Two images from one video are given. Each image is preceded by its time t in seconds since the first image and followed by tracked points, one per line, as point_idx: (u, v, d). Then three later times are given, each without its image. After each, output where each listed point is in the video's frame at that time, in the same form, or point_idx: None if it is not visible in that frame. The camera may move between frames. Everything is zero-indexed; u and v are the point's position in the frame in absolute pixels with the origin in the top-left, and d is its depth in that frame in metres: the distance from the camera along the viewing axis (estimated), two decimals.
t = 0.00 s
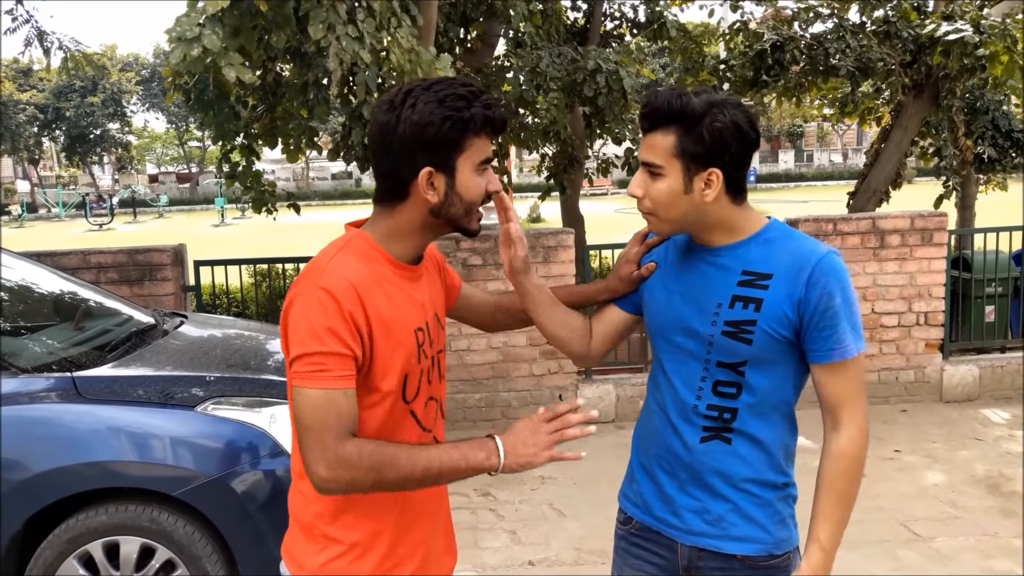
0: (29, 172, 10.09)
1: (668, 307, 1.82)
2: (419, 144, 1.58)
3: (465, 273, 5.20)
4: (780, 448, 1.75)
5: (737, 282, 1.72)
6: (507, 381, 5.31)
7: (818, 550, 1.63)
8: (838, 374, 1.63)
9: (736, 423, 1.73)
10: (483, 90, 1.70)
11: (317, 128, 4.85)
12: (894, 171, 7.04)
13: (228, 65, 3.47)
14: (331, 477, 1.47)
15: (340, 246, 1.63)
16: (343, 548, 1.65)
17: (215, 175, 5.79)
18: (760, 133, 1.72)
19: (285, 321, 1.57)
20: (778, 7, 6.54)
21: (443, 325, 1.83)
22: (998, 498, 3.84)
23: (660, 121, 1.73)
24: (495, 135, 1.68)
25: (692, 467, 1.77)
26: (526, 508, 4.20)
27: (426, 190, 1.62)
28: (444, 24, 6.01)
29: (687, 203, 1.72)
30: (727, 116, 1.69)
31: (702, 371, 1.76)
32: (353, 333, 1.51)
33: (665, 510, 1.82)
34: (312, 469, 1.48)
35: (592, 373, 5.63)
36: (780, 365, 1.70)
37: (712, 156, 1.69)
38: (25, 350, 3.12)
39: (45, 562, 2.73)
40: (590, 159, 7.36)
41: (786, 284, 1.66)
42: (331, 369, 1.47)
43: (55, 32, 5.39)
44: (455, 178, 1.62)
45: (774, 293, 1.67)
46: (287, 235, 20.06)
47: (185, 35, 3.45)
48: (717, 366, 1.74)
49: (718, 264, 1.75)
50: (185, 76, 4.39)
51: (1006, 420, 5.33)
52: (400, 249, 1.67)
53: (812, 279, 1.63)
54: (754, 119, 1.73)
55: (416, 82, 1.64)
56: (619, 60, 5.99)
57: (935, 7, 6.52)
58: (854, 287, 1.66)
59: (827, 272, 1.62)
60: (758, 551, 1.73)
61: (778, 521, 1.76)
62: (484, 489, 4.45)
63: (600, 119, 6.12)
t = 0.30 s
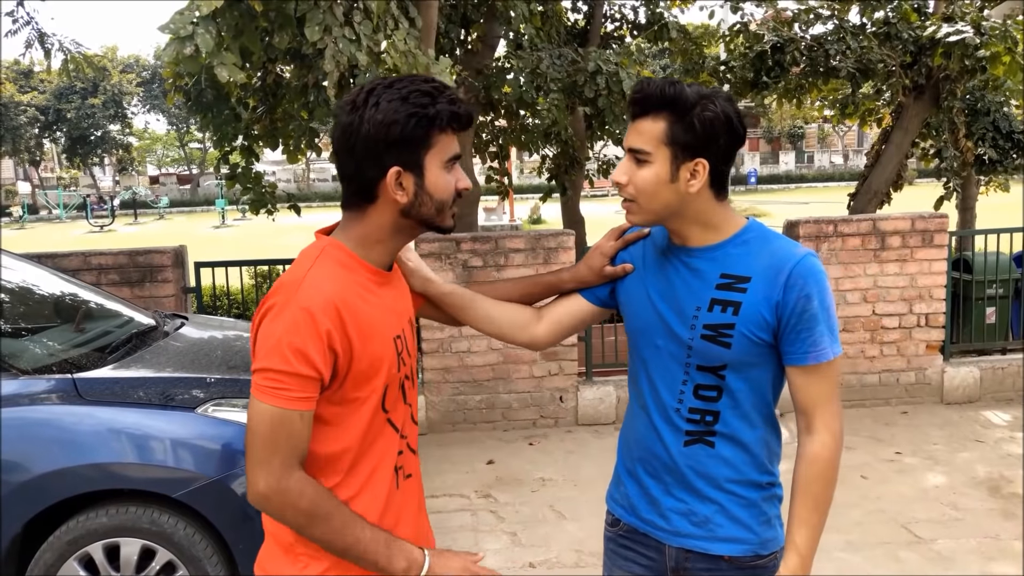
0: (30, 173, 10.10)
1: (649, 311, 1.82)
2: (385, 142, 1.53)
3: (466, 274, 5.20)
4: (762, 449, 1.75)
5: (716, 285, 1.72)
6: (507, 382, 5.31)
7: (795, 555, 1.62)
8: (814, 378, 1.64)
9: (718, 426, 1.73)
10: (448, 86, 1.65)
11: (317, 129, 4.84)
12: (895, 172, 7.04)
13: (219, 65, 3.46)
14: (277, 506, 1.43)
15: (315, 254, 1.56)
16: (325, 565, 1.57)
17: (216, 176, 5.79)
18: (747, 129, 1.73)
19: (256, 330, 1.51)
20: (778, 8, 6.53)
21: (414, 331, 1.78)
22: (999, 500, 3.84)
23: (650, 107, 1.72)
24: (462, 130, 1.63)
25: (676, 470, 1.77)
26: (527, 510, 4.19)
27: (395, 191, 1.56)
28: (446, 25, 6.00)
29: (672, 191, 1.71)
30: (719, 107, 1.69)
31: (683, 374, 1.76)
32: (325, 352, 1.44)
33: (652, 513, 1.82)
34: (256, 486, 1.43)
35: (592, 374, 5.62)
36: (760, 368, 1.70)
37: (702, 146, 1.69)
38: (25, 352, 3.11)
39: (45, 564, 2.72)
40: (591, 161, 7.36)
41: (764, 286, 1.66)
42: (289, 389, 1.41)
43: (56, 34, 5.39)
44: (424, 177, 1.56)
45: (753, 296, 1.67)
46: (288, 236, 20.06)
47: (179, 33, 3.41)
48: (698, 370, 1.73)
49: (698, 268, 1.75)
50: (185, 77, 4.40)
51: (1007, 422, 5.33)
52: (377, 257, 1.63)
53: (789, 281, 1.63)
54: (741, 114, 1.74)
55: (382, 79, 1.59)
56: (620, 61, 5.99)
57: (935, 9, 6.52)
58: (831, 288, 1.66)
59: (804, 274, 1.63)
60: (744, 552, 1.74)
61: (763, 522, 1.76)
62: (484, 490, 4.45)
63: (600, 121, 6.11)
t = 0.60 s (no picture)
0: (32, 176, 10.13)
1: (643, 313, 1.83)
2: (362, 145, 1.53)
3: (468, 277, 5.21)
4: (756, 450, 1.75)
5: (706, 287, 1.72)
6: (509, 384, 5.31)
7: (783, 550, 1.61)
8: (806, 376, 1.64)
9: (712, 428, 1.73)
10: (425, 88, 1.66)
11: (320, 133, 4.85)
12: (897, 174, 7.03)
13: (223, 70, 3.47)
14: (271, 523, 1.44)
15: (298, 261, 1.56)
16: None
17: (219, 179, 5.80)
18: (733, 130, 1.73)
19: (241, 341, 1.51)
20: (780, 10, 6.53)
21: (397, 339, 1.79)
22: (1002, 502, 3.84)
23: (636, 113, 1.72)
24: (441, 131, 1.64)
25: (671, 473, 1.77)
26: (529, 512, 4.19)
27: (373, 194, 1.57)
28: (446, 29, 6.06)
29: (661, 196, 1.71)
30: (704, 110, 1.70)
31: (676, 377, 1.76)
32: (313, 362, 1.45)
33: (647, 516, 1.81)
34: (249, 500, 1.43)
35: (594, 376, 5.62)
36: (752, 370, 1.70)
37: (688, 150, 1.70)
38: (27, 354, 3.12)
39: (47, 566, 2.73)
40: (592, 163, 7.37)
41: (755, 286, 1.66)
42: (280, 402, 1.41)
43: (59, 38, 5.40)
44: (401, 180, 1.57)
45: (743, 298, 1.67)
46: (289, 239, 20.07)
47: (182, 38, 3.38)
48: (691, 372, 1.73)
49: (689, 271, 1.75)
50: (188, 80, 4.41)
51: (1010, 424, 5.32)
52: (358, 261, 1.63)
53: (780, 281, 1.64)
54: (728, 115, 1.75)
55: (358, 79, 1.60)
56: (621, 64, 5.99)
57: (937, 10, 6.51)
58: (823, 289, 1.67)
59: (794, 274, 1.63)
60: (739, 555, 1.74)
61: (758, 524, 1.77)
62: (486, 493, 4.45)
63: (602, 123, 6.11)
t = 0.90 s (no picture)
0: (27, 178, 10.11)
1: (639, 308, 1.83)
2: (361, 147, 1.53)
3: (465, 278, 5.20)
4: (748, 448, 1.75)
5: (705, 283, 1.73)
6: (505, 385, 5.31)
7: (775, 555, 1.61)
8: (796, 375, 1.64)
9: (703, 424, 1.73)
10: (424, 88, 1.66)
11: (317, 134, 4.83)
12: (893, 175, 7.05)
13: (222, 71, 3.47)
14: (256, 524, 1.44)
15: (293, 262, 1.56)
16: None
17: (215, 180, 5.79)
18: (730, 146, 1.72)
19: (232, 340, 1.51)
20: (776, 12, 6.54)
21: (398, 342, 1.78)
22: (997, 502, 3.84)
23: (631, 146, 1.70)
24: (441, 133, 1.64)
25: (660, 470, 1.77)
26: (525, 513, 4.19)
27: (372, 197, 1.57)
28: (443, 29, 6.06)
29: (666, 225, 1.72)
30: (699, 140, 1.67)
31: (670, 371, 1.76)
32: (301, 363, 1.44)
33: (637, 513, 1.82)
34: (238, 500, 1.44)
35: (591, 377, 5.62)
36: (746, 367, 1.70)
37: (688, 181, 1.69)
38: (23, 355, 3.11)
39: (43, 568, 2.72)
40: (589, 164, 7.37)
41: (752, 283, 1.67)
42: (268, 403, 1.42)
43: (54, 39, 5.39)
44: (401, 182, 1.57)
45: (738, 295, 1.68)
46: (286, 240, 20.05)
47: (182, 42, 3.43)
48: (685, 367, 1.74)
49: (688, 269, 1.76)
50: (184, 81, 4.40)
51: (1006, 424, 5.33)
52: (355, 265, 1.63)
53: (776, 278, 1.64)
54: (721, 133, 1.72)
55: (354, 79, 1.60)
56: (617, 65, 6.00)
57: (933, 11, 6.53)
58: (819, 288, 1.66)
59: (791, 272, 1.63)
60: (727, 554, 1.73)
61: (747, 525, 1.76)
62: (482, 494, 4.45)
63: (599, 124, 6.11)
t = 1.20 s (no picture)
0: (30, 179, 10.12)
1: (663, 311, 1.83)
2: (370, 147, 1.53)
3: (466, 279, 5.21)
4: (771, 451, 1.75)
5: (732, 290, 1.72)
6: (507, 386, 5.31)
7: (807, 567, 1.64)
8: (824, 391, 1.65)
9: (726, 428, 1.74)
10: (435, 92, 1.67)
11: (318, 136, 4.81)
12: (895, 177, 7.05)
13: (223, 73, 3.48)
14: (267, 520, 1.45)
15: (305, 261, 1.57)
16: None
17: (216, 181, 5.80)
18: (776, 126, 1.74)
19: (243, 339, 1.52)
20: (778, 14, 6.53)
21: (407, 342, 1.78)
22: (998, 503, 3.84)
23: (680, 106, 1.72)
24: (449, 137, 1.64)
25: (682, 471, 1.78)
26: (526, 514, 4.19)
27: (379, 197, 1.57)
28: (445, 30, 6.08)
29: (703, 190, 1.71)
30: (748, 105, 1.70)
31: (694, 376, 1.76)
32: (311, 360, 1.45)
33: (659, 509, 1.83)
34: (251, 496, 1.45)
35: (592, 378, 5.62)
36: (771, 376, 1.70)
37: (731, 145, 1.70)
38: (25, 356, 3.12)
39: (44, 569, 2.72)
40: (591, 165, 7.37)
41: (781, 296, 1.66)
42: (279, 400, 1.42)
43: (56, 40, 5.40)
44: (408, 182, 1.57)
45: (767, 306, 1.67)
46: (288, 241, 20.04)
47: (182, 42, 3.42)
48: (708, 373, 1.74)
49: (713, 273, 1.76)
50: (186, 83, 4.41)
51: (1007, 426, 5.32)
52: (362, 264, 1.64)
53: (807, 293, 1.63)
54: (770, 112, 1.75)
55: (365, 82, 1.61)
56: (619, 66, 6.00)
57: (934, 13, 6.53)
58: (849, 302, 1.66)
59: (823, 287, 1.63)
60: (749, 553, 1.74)
61: (770, 523, 1.76)
62: (484, 495, 4.45)
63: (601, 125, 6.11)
